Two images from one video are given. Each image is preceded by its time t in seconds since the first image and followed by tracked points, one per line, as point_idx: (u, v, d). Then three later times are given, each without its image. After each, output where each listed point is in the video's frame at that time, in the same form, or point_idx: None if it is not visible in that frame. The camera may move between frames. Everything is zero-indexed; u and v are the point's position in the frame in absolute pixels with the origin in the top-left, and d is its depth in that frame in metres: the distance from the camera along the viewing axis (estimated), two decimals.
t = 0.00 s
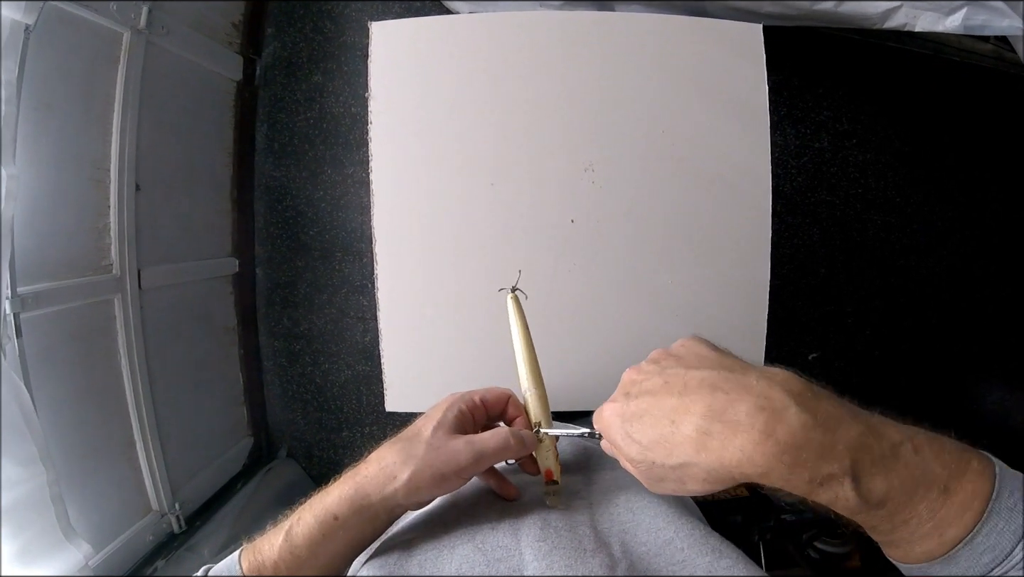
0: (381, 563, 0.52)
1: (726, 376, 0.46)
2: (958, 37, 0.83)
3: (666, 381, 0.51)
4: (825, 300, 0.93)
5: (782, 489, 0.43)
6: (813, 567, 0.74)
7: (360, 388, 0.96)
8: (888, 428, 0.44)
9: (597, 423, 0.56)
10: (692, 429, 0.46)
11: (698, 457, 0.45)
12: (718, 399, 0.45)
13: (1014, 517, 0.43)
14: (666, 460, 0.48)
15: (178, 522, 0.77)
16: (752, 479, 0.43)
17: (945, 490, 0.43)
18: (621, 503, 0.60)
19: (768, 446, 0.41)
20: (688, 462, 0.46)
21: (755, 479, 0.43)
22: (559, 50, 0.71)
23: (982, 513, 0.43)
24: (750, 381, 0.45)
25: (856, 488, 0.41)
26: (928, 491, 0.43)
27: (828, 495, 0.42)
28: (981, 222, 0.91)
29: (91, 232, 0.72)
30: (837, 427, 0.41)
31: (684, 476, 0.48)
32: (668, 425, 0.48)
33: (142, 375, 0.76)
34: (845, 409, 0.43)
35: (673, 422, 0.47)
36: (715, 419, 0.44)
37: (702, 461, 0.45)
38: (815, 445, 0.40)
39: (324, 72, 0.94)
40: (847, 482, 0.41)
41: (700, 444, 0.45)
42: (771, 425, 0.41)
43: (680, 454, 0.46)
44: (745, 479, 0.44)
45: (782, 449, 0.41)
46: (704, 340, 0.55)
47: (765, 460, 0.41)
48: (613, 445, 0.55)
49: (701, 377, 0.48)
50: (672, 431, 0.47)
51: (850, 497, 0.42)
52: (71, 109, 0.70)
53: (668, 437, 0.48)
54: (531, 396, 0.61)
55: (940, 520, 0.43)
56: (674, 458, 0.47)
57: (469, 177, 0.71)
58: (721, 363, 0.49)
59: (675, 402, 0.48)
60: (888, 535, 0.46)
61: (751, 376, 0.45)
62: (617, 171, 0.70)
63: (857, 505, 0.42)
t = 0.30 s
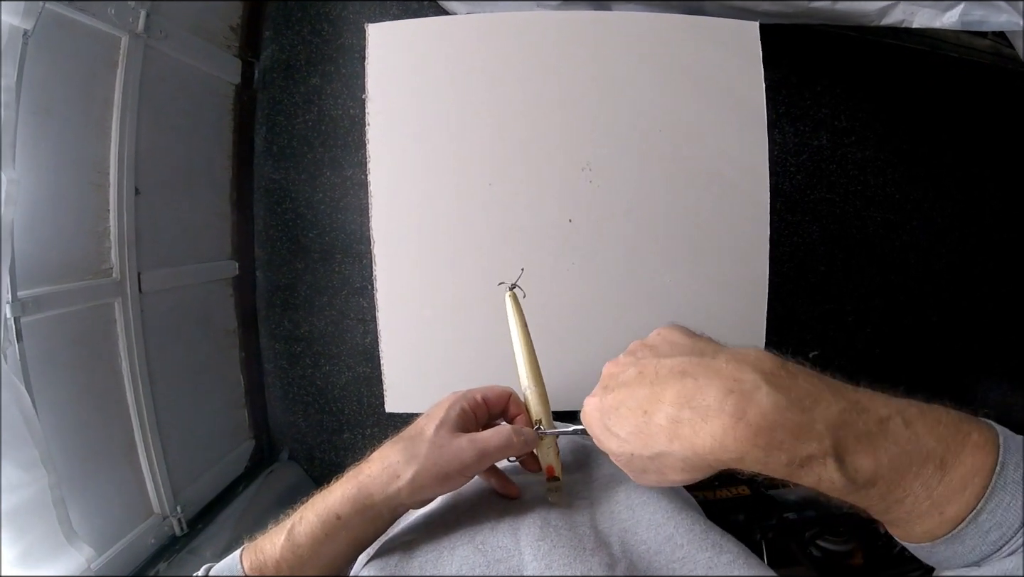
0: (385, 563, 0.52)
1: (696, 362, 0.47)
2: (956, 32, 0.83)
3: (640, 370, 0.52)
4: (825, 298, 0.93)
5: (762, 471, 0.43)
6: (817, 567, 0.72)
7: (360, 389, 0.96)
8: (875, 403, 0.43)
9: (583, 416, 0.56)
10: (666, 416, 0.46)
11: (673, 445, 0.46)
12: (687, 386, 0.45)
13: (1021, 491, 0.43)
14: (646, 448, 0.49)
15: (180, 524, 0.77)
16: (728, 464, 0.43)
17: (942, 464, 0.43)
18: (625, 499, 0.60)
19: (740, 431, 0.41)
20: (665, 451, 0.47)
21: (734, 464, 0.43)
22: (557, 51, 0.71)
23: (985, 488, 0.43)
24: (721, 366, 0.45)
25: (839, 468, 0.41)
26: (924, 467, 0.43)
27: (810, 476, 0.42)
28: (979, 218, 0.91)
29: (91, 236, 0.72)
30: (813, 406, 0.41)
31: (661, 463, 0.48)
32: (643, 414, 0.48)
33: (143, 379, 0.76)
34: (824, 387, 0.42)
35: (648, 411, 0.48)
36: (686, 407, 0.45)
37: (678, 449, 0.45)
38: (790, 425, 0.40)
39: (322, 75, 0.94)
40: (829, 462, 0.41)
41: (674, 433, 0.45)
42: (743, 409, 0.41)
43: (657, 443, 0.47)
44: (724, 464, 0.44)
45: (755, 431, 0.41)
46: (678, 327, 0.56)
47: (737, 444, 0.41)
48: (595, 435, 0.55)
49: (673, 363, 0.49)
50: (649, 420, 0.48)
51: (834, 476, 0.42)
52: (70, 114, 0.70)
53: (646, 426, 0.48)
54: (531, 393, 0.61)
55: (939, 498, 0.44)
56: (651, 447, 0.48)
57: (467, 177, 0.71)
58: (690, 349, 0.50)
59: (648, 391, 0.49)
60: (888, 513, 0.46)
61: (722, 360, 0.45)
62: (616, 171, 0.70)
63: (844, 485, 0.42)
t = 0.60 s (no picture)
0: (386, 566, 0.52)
1: (701, 366, 0.46)
2: (957, 33, 0.85)
3: (645, 373, 0.51)
4: (823, 298, 0.93)
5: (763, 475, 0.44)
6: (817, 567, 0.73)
7: (359, 390, 0.96)
8: (874, 408, 0.43)
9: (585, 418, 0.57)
10: (670, 420, 0.46)
11: (676, 448, 0.46)
12: (691, 390, 0.45)
13: (1018, 497, 0.43)
14: (648, 451, 0.49)
15: (178, 525, 0.77)
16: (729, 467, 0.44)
17: (940, 469, 0.43)
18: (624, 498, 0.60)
19: (744, 435, 0.41)
20: (668, 454, 0.47)
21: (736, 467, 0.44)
22: (555, 50, 0.71)
23: (982, 494, 0.43)
24: (725, 370, 0.45)
25: (839, 471, 0.41)
26: (921, 472, 0.43)
27: (810, 480, 0.43)
28: (976, 218, 0.91)
29: (89, 236, 0.72)
30: (814, 411, 0.42)
31: (663, 465, 0.48)
32: (647, 416, 0.48)
33: (140, 379, 0.76)
34: (824, 392, 0.43)
35: (650, 415, 0.48)
36: (690, 409, 0.45)
37: (681, 452, 0.46)
38: (791, 429, 0.41)
39: (320, 75, 0.94)
40: (829, 466, 0.41)
41: (678, 436, 0.45)
42: (746, 414, 0.41)
43: (660, 445, 0.47)
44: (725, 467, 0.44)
45: (758, 435, 0.41)
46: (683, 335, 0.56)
47: (740, 448, 0.42)
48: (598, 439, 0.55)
49: (677, 367, 0.49)
50: (652, 423, 0.48)
51: (834, 480, 0.42)
52: (68, 113, 0.70)
53: (650, 430, 0.48)
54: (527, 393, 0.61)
55: (936, 503, 0.44)
56: (654, 450, 0.48)
57: (466, 177, 0.71)
58: (692, 354, 0.50)
59: (653, 394, 0.49)
60: (887, 520, 0.46)
61: (727, 366, 0.45)
62: (615, 172, 0.70)
63: (844, 488, 0.43)
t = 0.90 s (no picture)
0: (382, 566, 0.52)
1: (709, 388, 0.47)
2: (955, 29, 0.84)
3: (651, 385, 0.51)
4: (823, 296, 0.93)
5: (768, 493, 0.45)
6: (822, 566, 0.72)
7: (361, 392, 0.96)
8: (877, 424, 0.45)
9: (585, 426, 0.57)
10: (677, 440, 0.47)
11: (681, 466, 0.47)
12: (698, 412, 0.46)
13: (1021, 506, 0.42)
14: (650, 465, 0.50)
15: (181, 529, 0.77)
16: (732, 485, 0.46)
17: (940, 480, 0.44)
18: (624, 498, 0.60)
19: (746, 459, 0.43)
20: (672, 469, 0.48)
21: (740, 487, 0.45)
22: (553, 51, 0.71)
23: (984, 505, 0.43)
24: (731, 393, 0.46)
25: (842, 488, 0.43)
26: (923, 485, 0.44)
27: (814, 498, 0.44)
28: (977, 215, 0.91)
29: (91, 240, 0.73)
30: (818, 432, 0.43)
31: (666, 480, 0.49)
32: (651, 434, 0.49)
33: (143, 383, 0.76)
34: (826, 414, 0.44)
35: (658, 432, 0.48)
36: (696, 432, 0.46)
37: (687, 471, 0.47)
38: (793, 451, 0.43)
39: (320, 78, 0.95)
40: (832, 484, 0.43)
41: (684, 456, 0.46)
42: (749, 440, 0.43)
43: (664, 462, 0.48)
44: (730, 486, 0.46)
45: (759, 459, 0.43)
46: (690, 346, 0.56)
47: (743, 471, 0.44)
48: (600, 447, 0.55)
49: (685, 386, 0.49)
50: (657, 440, 0.48)
51: (837, 497, 0.43)
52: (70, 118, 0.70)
53: (656, 446, 0.49)
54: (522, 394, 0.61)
55: (939, 513, 0.44)
56: (657, 465, 0.49)
57: (464, 178, 0.71)
58: (698, 370, 0.51)
59: (661, 410, 0.49)
60: (892, 531, 0.46)
61: (733, 388, 0.46)
62: (613, 172, 0.70)
63: (848, 504, 0.44)
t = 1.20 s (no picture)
0: (377, 567, 0.52)
1: (734, 412, 0.49)
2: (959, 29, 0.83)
3: (674, 402, 0.51)
4: (826, 298, 0.93)
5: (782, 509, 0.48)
6: (824, 567, 0.74)
7: (363, 392, 0.96)
8: (886, 448, 0.47)
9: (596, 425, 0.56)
10: (700, 460, 0.48)
11: (703, 483, 0.49)
12: (725, 436, 0.48)
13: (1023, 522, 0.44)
14: (672, 480, 0.50)
15: (183, 527, 0.77)
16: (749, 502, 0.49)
17: (945, 500, 0.46)
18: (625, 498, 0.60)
19: (766, 479, 0.46)
20: (694, 486, 0.49)
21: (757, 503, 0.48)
22: (555, 50, 0.71)
23: (986, 521, 0.44)
24: (754, 419, 0.49)
25: (851, 507, 0.46)
26: (928, 504, 0.46)
27: (825, 515, 0.47)
28: (979, 216, 0.91)
29: (94, 239, 0.73)
30: (830, 456, 0.46)
31: (686, 496, 0.51)
32: (676, 451, 0.49)
33: (146, 381, 0.76)
34: (838, 439, 0.47)
35: (682, 451, 0.49)
36: (722, 453, 0.48)
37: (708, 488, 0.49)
38: (806, 474, 0.46)
39: (323, 78, 0.95)
40: (841, 503, 0.46)
41: (707, 475, 0.48)
42: (766, 462, 0.47)
43: (686, 478, 0.49)
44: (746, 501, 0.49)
45: (778, 480, 0.46)
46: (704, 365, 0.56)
47: (762, 491, 0.47)
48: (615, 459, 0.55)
49: (711, 408, 0.50)
50: (681, 457, 0.49)
51: (846, 515, 0.46)
52: (74, 117, 0.70)
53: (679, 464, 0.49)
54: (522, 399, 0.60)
55: (942, 530, 0.46)
56: (680, 480, 0.50)
57: (466, 178, 0.71)
58: (721, 390, 0.52)
59: (687, 429, 0.49)
60: (899, 547, 0.48)
61: (755, 413, 0.49)
62: (616, 171, 0.70)
63: (856, 521, 0.46)
